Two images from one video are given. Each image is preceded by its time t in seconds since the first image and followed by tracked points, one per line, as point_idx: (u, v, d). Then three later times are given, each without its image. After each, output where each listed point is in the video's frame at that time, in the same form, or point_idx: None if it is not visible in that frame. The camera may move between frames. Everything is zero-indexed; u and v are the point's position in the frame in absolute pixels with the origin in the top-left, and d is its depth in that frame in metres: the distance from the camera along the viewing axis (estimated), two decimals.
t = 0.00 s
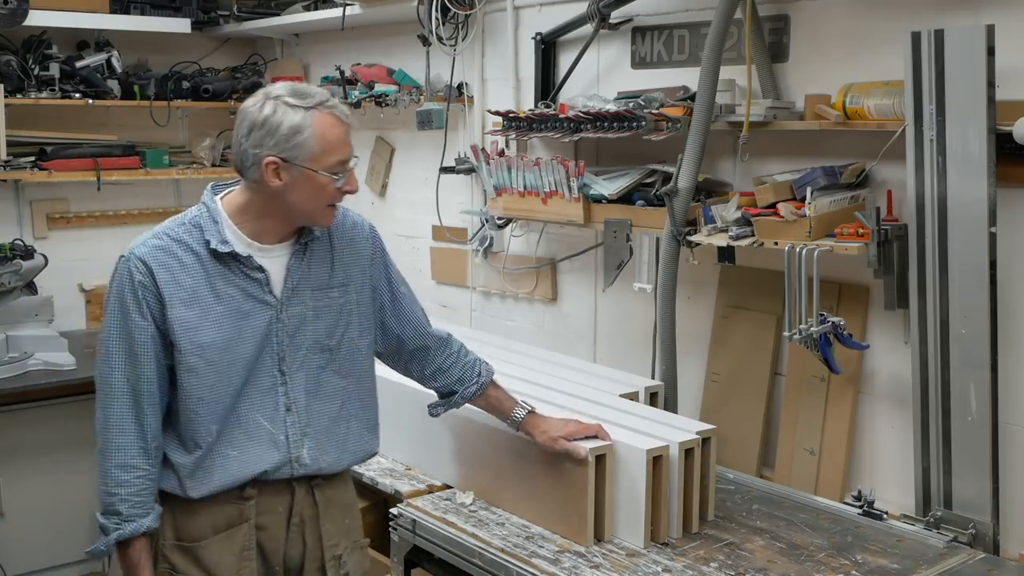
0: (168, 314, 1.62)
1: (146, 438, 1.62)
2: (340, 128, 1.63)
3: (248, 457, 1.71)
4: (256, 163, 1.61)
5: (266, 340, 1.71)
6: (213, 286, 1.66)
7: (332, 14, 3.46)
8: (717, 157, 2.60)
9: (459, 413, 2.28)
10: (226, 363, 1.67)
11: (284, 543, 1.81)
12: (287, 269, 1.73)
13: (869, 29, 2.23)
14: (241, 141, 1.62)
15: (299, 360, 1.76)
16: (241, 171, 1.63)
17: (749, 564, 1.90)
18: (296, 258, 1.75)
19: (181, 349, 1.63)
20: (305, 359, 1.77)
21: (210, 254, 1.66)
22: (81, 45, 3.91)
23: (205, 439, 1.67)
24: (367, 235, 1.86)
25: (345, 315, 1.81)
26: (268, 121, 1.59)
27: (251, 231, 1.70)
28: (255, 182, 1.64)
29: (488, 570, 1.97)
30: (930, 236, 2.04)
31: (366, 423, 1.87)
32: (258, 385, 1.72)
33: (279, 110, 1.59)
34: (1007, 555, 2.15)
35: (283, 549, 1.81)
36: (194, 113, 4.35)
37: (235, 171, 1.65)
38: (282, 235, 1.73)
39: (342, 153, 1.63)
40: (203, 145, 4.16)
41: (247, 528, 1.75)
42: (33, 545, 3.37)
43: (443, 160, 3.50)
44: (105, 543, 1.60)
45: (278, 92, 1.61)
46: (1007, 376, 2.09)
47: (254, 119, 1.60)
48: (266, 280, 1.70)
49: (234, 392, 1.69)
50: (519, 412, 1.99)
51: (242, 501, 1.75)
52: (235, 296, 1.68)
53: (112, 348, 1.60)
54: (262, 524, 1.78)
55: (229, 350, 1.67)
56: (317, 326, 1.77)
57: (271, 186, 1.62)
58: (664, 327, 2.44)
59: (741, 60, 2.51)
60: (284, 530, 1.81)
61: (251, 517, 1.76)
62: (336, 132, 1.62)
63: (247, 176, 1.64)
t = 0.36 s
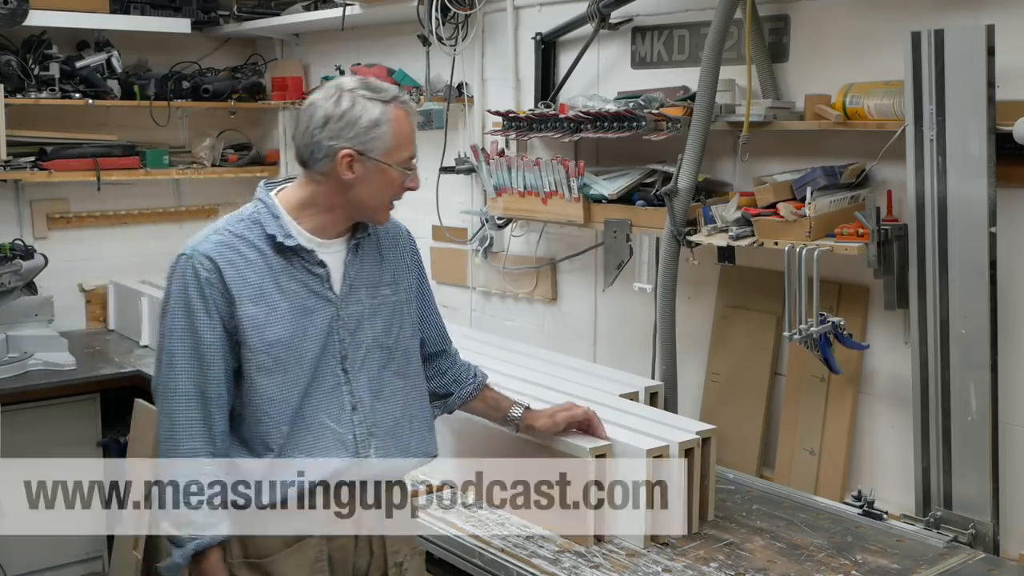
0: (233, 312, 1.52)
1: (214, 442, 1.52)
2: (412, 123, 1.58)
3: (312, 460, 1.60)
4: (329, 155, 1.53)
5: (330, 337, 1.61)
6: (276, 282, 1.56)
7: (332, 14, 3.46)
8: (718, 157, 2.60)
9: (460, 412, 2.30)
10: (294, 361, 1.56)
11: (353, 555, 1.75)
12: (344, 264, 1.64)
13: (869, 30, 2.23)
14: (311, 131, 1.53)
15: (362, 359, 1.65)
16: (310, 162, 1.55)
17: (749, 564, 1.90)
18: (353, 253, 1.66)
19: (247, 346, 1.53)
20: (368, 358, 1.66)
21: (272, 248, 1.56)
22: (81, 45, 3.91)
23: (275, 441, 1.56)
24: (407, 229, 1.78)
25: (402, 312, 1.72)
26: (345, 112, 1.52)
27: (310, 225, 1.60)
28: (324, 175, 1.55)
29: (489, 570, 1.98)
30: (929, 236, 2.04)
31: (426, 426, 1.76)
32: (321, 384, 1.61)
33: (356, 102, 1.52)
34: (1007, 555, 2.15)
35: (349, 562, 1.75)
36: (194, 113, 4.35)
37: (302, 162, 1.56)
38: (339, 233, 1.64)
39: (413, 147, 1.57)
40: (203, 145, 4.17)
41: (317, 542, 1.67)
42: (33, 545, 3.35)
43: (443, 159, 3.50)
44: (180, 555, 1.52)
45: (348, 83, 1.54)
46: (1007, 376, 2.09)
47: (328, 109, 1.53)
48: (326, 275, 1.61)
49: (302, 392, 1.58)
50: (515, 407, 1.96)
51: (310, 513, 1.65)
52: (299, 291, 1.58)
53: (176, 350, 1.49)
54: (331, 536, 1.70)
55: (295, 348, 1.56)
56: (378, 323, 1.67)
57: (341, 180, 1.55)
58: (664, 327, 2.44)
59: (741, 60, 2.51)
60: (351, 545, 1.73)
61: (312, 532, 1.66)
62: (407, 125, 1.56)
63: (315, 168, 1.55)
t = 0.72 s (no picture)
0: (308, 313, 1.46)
1: (304, 447, 1.45)
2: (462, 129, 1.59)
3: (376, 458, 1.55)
4: (396, 156, 1.49)
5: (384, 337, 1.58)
6: (342, 283, 1.50)
7: (332, 14, 3.46)
8: (718, 157, 2.60)
9: (457, 412, 2.31)
10: (363, 362, 1.52)
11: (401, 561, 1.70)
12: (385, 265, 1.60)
13: (869, 30, 2.23)
14: (376, 131, 1.48)
15: (406, 360, 1.62)
16: (374, 161, 1.50)
17: (748, 564, 1.90)
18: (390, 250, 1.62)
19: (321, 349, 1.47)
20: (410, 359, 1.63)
21: (333, 246, 1.51)
22: (81, 45, 3.91)
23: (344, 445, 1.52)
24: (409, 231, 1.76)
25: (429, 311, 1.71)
26: (413, 114, 1.49)
27: (359, 225, 1.56)
28: (386, 175, 1.51)
29: (489, 570, 1.99)
30: (929, 236, 2.04)
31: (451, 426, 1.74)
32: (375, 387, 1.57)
33: (423, 105, 1.50)
34: (1007, 554, 2.15)
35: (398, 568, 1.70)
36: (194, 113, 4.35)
37: (364, 161, 1.50)
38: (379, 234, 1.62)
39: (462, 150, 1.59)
40: (204, 144, 4.17)
41: (376, 544, 1.64)
42: (32, 545, 3.35)
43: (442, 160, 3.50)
44: (298, 570, 1.41)
45: (407, 85, 1.51)
46: (1007, 376, 2.09)
47: (395, 110, 1.49)
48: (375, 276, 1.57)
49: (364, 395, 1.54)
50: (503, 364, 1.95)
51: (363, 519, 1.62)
52: (360, 289, 1.54)
53: (258, 352, 1.41)
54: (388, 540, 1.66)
55: (361, 349, 1.52)
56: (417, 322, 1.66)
57: (401, 180, 1.52)
58: (663, 327, 2.44)
59: (741, 60, 2.51)
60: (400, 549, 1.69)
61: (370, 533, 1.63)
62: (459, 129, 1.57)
63: (377, 167, 1.50)
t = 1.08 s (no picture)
0: (335, 323, 1.41)
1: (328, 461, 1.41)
2: (482, 128, 1.51)
3: (387, 464, 1.49)
4: (392, 153, 1.46)
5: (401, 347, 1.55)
6: (364, 291, 1.47)
7: (332, 14, 3.46)
8: (718, 157, 2.60)
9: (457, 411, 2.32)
10: (382, 373, 1.49)
11: None
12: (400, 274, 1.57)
13: (869, 30, 2.24)
14: (376, 128, 1.47)
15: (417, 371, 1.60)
16: (372, 159, 1.48)
17: (748, 564, 1.90)
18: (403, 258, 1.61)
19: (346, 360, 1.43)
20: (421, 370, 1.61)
21: (354, 252, 1.47)
22: (81, 45, 3.91)
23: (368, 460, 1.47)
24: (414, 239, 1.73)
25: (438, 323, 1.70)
26: (412, 110, 1.45)
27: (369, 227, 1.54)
28: (386, 174, 1.48)
29: (489, 569, 1.99)
30: (929, 236, 2.04)
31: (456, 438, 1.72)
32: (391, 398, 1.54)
33: (425, 100, 1.45)
34: (1007, 554, 2.15)
35: None
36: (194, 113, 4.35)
37: (364, 159, 1.49)
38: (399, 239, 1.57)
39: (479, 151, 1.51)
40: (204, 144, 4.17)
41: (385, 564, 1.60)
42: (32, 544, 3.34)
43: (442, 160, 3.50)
44: None
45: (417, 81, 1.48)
46: (1007, 376, 2.09)
47: (396, 105, 1.46)
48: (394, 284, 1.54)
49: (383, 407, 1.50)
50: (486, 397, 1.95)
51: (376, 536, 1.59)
52: (380, 298, 1.50)
53: (283, 363, 1.36)
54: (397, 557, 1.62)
55: (381, 360, 1.49)
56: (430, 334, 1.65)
57: (403, 180, 1.48)
58: (663, 327, 2.44)
59: (741, 60, 2.51)
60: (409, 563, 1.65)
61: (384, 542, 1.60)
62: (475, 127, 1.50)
63: (378, 166, 1.48)
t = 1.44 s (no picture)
0: (280, 357, 1.24)
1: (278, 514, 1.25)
2: (394, 100, 1.26)
3: (391, 463, 1.36)
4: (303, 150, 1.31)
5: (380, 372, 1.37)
6: (322, 314, 1.29)
7: (332, 14, 3.46)
8: (718, 157, 2.60)
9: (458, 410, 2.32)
10: (351, 407, 1.31)
11: None
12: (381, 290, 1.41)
13: (869, 31, 2.24)
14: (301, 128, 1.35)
15: (412, 397, 1.41)
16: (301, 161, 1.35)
17: (749, 565, 1.90)
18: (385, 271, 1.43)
19: (300, 397, 1.25)
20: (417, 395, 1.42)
21: (308, 272, 1.30)
22: (81, 45, 3.91)
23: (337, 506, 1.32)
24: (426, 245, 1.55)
25: (440, 337, 1.50)
26: (311, 98, 1.30)
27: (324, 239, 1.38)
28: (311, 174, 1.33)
29: (489, 570, 1.99)
30: (930, 236, 2.04)
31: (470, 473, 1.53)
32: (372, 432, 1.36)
33: (319, 84, 1.29)
34: (1007, 554, 2.15)
35: None
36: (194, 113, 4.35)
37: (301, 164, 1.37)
38: (359, 249, 1.37)
39: (405, 125, 1.26)
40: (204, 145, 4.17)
41: None
42: (32, 544, 3.34)
43: (443, 159, 3.50)
44: None
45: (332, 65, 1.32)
46: (1008, 375, 2.09)
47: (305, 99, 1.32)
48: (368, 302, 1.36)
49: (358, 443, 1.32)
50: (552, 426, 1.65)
51: None
52: (344, 321, 1.32)
53: (220, 409, 1.21)
54: None
55: (350, 390, 1.31)
56: (424, 351, 1.45)
57: (321, 177, 1.31)
58: (664, 327, 2.44)
59: (741, 60, 2.51)
60: None
61: (372, 566, 1.39)
62: (397, 99, 1.27)
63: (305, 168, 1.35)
